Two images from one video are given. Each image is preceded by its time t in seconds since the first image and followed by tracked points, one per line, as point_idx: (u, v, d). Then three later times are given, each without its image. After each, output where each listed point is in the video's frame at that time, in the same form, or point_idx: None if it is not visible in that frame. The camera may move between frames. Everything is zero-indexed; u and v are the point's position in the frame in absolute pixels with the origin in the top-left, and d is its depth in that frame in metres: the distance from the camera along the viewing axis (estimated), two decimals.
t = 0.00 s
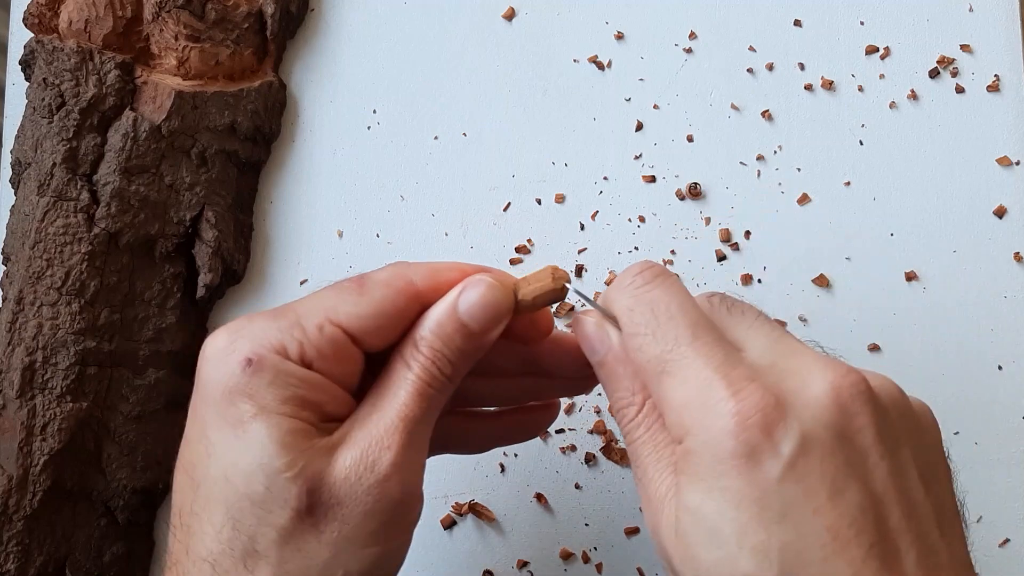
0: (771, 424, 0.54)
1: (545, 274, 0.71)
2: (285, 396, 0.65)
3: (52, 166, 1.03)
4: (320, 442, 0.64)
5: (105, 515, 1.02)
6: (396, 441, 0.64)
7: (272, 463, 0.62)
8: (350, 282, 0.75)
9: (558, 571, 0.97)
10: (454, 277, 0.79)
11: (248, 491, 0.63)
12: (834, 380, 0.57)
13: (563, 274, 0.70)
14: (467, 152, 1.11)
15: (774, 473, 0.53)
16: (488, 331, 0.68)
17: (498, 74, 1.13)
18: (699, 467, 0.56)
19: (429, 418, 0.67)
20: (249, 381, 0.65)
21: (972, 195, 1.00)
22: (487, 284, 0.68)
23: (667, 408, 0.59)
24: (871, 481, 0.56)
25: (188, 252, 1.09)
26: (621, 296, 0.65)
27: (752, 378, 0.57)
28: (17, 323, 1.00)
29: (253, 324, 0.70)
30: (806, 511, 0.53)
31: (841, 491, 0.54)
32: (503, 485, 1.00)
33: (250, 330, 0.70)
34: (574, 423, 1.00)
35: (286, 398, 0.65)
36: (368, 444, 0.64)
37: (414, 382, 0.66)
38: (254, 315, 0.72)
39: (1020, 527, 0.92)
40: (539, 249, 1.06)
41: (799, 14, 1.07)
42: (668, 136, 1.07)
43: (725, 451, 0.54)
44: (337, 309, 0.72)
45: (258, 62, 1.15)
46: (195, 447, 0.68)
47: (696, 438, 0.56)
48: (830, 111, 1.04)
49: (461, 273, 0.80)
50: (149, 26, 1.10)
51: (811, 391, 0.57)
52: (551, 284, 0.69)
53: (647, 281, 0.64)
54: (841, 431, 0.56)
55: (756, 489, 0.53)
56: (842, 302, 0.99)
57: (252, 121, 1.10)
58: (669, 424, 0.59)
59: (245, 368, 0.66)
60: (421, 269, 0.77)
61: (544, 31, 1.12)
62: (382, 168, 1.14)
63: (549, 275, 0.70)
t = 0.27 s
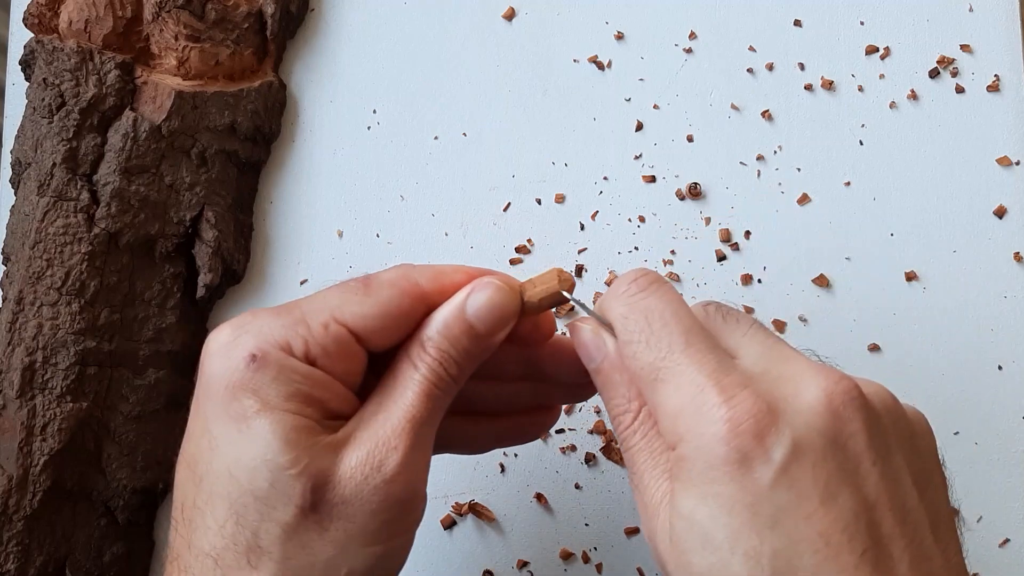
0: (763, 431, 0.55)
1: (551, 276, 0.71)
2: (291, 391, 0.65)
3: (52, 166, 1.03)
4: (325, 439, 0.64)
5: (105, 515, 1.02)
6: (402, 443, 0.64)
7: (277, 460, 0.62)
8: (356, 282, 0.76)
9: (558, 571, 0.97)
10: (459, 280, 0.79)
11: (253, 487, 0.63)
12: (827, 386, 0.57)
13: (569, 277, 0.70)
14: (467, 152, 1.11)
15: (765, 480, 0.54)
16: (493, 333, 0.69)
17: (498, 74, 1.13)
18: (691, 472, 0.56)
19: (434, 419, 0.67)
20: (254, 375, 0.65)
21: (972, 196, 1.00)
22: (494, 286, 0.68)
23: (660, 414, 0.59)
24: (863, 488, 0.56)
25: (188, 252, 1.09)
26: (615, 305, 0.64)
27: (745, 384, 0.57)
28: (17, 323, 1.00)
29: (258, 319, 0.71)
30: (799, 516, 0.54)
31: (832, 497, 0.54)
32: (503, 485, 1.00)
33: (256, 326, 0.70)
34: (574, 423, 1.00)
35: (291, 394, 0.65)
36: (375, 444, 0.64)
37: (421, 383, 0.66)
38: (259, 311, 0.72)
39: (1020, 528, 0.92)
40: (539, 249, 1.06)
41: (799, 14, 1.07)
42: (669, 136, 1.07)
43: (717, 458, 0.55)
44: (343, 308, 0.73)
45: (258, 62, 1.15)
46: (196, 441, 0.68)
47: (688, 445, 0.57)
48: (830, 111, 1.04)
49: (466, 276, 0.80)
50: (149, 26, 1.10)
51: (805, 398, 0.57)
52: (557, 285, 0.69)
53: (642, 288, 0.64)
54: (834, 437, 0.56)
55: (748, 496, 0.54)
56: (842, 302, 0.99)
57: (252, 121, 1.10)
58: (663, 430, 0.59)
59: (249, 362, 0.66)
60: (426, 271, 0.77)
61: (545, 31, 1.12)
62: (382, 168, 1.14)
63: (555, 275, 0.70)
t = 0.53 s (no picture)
0: (729, 421, 0.55)
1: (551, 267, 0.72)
2: (312, 395, 0.65)
3: (52, 166, 1.03)
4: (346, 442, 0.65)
5: (105, 515, 1.01)
6: (423, 446, 0.64)
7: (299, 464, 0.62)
8: (368, 285, 0.75)
9: (558, 571, 0.97)
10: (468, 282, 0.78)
11: (276, 492, 0.62)
12: (804, 384, 0.57)
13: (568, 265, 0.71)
14: (467, 152, 1.11)
15: (726, 468, 0.55)
16: (506, 335, 0.69)
17: (498, 74, 1.13)
18: (662, 453, 0.58)
19: (451, 419, 0.67)
20: (273, 378, 0.65)
21: (972, 195, 1.00)
22: (507, 287, 0.68)
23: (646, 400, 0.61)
24: (830, 485, 0.55)
25: (188, 253, 1.09)
26: (619, 287, 0.67)
27: (720, 374, 0.58)
28: (17, 323, 1.00)
29: (276, 320, 0.71)
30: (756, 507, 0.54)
31: (792, 491, 0.54)
32: (503, 485, 1.00)
33: (272, 327, 0.70)
34: (574, 423, 1.00)
35: (313, 398, 0.65)
36: (396, 448, 0.64)
37: (438, 384, 0.67)
38: (276, 313, 0.72)
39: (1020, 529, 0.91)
40: (539, 249, 1.06)
41: (799, 14, 1.07)
42: (668, 136, 1.07)
43: (683, 443, 0.56)
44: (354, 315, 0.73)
45: (258, 62, 1.15)
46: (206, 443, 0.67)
47: (663, 430, 0.58)
48: (830, 111, 1.04)
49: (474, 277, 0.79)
50: (149, 26, 1.10)
51: (778, 393, 0.57)
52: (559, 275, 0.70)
53: (644, 272, 0.67)
54: (802, 432, 0.56)
55: (710, 482, 0.55)
56: (842, 302, 0.99)
57: (252, 121, 1.10)
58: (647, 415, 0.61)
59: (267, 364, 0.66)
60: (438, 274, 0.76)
61: (544, 32, 1.12)
62: (382, 168, 1.14)
63: (556, 266, 0.71)
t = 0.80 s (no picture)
0: (710, 396, 0.56)
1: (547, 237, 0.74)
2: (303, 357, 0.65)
3: (52, 166, 1.03)
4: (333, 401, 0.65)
5: (105, 515, 1.02)
6: (413, 406, 0.64)
7: (286, 416, 0.62)
8: (365, 255, 0.75)
9: (558, 571, 0.97)
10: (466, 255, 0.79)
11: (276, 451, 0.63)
12: (788, 366, 0.57)
13: (564, 234, 0.73)
14: (467, 152, 1.11)
15: (703, 442, 0.55)
16: (500, 305, 0.69)
17: (498, 74, 1.13)
18: (641, 423, 0.58)
19: (444, 386, 0.67)
20: (263, 333, 0.65)
21: (972, 196, 1.00)
22: (500, 256, 0.69)
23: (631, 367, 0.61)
24: (805, 469, 0.56)
25: (188, 252, 1.09)
26: (611, 258, 0.66)
27: (706, 349, 0.58)
28: (17, 323, 1.00)
29: (268, 282, 0.69)
30: (728, 483, 0.54)
31: (767, 473, 0.55)
32: (503, 485, 1.00)
33: (267, 286, 0.69)
34: (574, 423, 1.00)
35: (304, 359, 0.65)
36: (385, 407, 0.64)
37: (431, 350, 0.67)
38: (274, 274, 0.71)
39: (1020, 529, 0.91)
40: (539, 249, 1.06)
41: (799, 14, 1.07)
42: (669, 136, 1.07)
43: (663, 413, 0.57)
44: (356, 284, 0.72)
45: (258, 62, 1.15)
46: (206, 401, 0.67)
47: (644, 399, 0.59)
48: (830, 111, 1.04)
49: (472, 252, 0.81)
50: (149, 26, 1.10)
51: (763, 372, 0.58)
52: (553, 245, 0.73)
53: (641, 245, 0.65)
54: (784, 414, 0.56)
55: (687, 455, 0.55)
56: (842, 302, 0.99)
57: (252, 121, 1.10)
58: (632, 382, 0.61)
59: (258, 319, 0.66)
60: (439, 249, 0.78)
61: (545, 32, 1.12)
62: (382, 168, 1.14)
63: (552, 235, 0.73)
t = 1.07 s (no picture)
0: (715, 404, 0.55)
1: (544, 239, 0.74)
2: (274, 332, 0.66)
3: (52, 166, 1.03)
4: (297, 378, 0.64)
5: (105, 515, 1.02)
6: (378, 389, 0.62)
7: (245, 391, 0.62)
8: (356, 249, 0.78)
9: (558, 571, 0.97)
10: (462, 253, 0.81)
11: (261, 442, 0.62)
12: (795, 370, 0.57)
13: (562, 234, 0.72)
14: (467, 152, 1.11)
15: (708, 450, 0.55)
16: (490, 302, 0.69)
17: (498, 74, 1.13)
18: (644, 430, 0.58)
19: (420, 377, 0.65)
20: (236, 309, 0.68)
21: (972, 196, 1.00)
22: (492, 253, 0.69)
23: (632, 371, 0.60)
24: (811, 477, 0.56)
25: (188, 252, 1.09)
26: (609, 257, 0.65)
27: (711, 353, 0.57)
28: (17, 323, 1.00)
29: (252, 267, 0.73)
30: (732, 493, 0.54)
31: (774, 482, 0.54)
32: (503, 485, 1.00)
33: (254, 271, 0.72)
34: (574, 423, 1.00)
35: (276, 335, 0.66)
36: (349, 388, 0.62)
37: (410, 339, 0.65)
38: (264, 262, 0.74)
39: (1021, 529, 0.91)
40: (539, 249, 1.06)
41: (799, 14, 1.07)
42: (668, 136, 1.07)
43: (665, 420, 0.57)
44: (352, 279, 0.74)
45: (258, 62, 1.15)
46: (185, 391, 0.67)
47: (647, 405, 0.58)
48: (830, 111, 1.04)
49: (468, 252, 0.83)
50: (149, 26, 1.10)
51: (769, 377, 0.57)
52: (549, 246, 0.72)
53: (639, 244, 0.64)
54: (791, 421, 0.56)
55: (690, 464, 0.55)
56: (842, 302, 0.99)
57: (252, 121, 1.10)
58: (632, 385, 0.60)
59: (232, 297, 0.69)
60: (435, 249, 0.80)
61: (545, 31, 1.12)
62: (382, 168, 1.14)
63: (549, 235, 0.73)
